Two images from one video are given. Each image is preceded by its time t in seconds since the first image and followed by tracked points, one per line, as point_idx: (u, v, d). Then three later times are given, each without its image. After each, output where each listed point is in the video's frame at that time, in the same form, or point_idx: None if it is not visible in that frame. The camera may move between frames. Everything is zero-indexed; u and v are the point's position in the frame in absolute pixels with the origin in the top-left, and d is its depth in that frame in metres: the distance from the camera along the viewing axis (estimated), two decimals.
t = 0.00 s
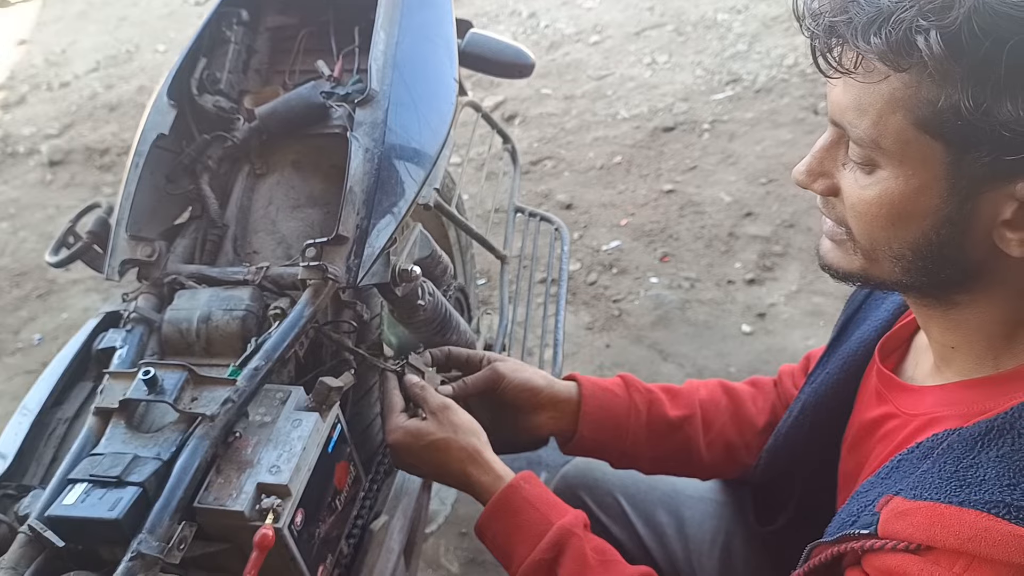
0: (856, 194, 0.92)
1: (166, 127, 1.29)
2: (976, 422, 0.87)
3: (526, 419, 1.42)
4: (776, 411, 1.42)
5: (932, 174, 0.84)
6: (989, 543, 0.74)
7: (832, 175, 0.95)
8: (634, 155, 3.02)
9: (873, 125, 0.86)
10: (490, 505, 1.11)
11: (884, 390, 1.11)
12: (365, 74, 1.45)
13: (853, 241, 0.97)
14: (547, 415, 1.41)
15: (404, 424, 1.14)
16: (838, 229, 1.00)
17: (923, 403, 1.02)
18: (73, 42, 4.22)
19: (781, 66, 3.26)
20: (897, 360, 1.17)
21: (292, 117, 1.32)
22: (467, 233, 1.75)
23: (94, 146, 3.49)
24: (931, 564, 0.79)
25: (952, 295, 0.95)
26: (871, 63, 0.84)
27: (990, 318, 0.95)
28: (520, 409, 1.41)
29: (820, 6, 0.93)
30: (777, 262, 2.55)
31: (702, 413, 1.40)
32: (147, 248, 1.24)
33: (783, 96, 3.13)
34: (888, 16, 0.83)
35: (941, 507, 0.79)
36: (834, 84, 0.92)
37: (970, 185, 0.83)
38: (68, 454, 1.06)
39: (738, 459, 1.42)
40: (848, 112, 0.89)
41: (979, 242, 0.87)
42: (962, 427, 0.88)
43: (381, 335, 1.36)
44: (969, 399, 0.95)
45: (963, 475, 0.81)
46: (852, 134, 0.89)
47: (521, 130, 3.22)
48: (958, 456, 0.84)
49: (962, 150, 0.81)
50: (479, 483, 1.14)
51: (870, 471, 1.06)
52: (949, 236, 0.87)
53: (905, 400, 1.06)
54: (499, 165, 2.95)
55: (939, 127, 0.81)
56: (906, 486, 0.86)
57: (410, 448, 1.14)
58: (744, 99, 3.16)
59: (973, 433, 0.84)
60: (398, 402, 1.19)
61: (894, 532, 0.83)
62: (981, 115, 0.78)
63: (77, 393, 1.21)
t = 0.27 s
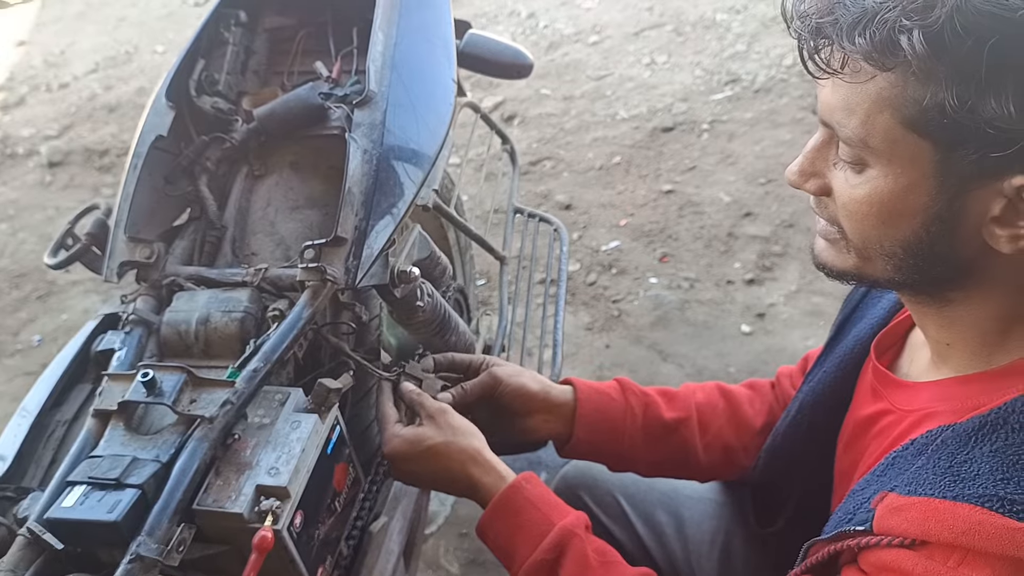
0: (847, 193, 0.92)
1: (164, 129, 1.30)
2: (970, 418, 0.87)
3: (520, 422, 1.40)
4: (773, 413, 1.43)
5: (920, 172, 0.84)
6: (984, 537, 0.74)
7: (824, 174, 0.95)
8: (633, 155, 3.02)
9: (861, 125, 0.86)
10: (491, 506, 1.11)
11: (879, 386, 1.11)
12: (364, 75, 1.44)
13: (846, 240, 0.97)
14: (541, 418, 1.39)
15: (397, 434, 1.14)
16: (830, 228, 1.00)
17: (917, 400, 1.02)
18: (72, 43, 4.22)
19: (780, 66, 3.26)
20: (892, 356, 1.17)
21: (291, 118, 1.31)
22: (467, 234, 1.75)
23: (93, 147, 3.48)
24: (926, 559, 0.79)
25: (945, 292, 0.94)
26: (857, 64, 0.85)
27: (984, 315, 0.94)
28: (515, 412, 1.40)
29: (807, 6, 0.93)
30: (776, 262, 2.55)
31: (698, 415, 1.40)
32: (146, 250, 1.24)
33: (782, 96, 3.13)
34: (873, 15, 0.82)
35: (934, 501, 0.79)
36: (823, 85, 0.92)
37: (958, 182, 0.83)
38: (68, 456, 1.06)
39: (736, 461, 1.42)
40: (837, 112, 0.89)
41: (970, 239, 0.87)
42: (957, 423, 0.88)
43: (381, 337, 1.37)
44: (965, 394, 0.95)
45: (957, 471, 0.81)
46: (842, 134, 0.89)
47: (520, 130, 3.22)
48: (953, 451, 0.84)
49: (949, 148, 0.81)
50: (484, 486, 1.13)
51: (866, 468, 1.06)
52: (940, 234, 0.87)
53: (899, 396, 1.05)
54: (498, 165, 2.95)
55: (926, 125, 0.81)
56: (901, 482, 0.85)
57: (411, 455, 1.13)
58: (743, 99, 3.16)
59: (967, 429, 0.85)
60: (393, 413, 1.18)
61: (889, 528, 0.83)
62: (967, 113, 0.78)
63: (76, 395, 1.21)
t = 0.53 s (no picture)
0: (850, 182, 0.91)
1: (167, 127, 1.29)
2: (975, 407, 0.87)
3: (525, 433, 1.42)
4: (776, 414, 1.43)
5: (922, 160, 0.84)
6: (990, 523, 0.74)
7: (827, 164, 0.95)
8: (635, 155, 3.01)
9: (862, 114, 0.86)
10: (479, 496, 1.11)
11: (883, 377, 1.10)
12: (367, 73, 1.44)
13: (847, 230, 0.96)
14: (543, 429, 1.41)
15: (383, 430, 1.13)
16: (831, 220, 0.99)
17: (920, 390, 1.01)
18: (73, 43, 4.21)
19: (782, 65, 3.25)
20: (897, 348, 1.17)
21: (292, 116, 1.32)
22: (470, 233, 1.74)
23: (94, 146, 3.48)
24: (932, 545, 0.78)
25: (947, 282, 0.94)
26: (859, 53, 0.84)
27: (987, 305, 0.93)
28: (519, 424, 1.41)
29: None
30: (779, 261, 2.55)
31: (701, 419, 1.40)
32: (148, 249, 1.24)
33: (784, 95, 3.13)
34: (873, 7, 0.83)
35: (939, 488, 0.79)
36: (826, 75, 0.91)
37: (960, 170, 0.83)
38: (71, 456, 1.05)
39: (741, 462, 1.41)
40: (839, 102, 0.88)
41: (972, 228, 0.87)
42: (962, 412, 0.88)
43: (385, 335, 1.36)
44: (966, 385, 0.94)
45: (963, 458, 0.80)
46: (843, 124, 0.89)
47: (522, 130, 3.22)
48: (958, 439, 0.83)
49: (951, 136, 0.81)
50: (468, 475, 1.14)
51: (870, 459, 1.05)
52: (941, 222, 0.87)
53: (903, 386, 1.05)
54: (500, 164, 2.94)
55: (927, 113, 0.81)
56: (906, 469, 0.85)
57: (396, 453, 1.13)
58: (745, 98, 3.15)
59: (973, 417, 0.84)
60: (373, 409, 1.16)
61: (894, 515, 0.82)
62: (967, 101, 0.78)
63: (79, 395, 1.20)
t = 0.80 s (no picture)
0: (835, 187, 0.91)
1: (164, 132, 1.29)
2: (962, 407, 0.87)
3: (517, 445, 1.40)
4: (767, 417, 1.45)
5: (904, 164, 0.84)
6: (976, 522, 0.74)
7: (813, 169, 0.95)
8: (634, 156, 3.02)
9: (845, 119, 0.86)
10: (468, 497, 1.11)
11: (872, 379, 1.10)
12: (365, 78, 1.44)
13: (834, 234, 0.97)
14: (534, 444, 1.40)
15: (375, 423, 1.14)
16: (818, 225, 0.99)
17: (909, 392, 1.01)
18: (72, 44, 4.21)
19: (780, 66, 3.26)
20: (886, 349, 1.17)
21: (291, 121, 1.31)
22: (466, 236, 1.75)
23: (94, 148, 3.48)
24: (918, 544, 0.79)
25: (933, 285, 0.94)
26: (840, 59, 0.85)
27: (974, 308, 0.93)
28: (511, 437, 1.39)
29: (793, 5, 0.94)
30: (777, 263, 2.55)
31: (694, 426, 1.41)
32: (146, 254, 1.24)
33: (783, 97, 3.13)
34: (853, 13, 0.84)
35: (926, 487, 0.79)
36: (810, 81, 0.92)
37: (942, 173, 0.83)
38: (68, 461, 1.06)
39: (734, 467, 1.43)
40: (823, 107, 0.89)
41: (956, 230, 0.87)
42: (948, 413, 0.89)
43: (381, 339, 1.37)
44: (956, 386, 0.95)
45: (950, 458, 0.81)
46: (827, 129, 0.89)
47: (521, 131, 3.22)
48: (945, 440, 0.84)
49: (932, 139, 0.82)
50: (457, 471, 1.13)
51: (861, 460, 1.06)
52: (925, 225, 0.87)
53: (893, 387, 1.05)
54: (499, 166, 2.95)
55: (908, 117, 0.82)
56: (894, 469, 0.85)
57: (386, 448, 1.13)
58: (744, 99, 3.16)
59: (960, 418, 0.85)
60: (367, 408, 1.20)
61: (881, 514, 0.82)
62: (945, 104, 0.79)
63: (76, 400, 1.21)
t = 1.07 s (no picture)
0: (815, 192, 0.90)
1: (151, 134, 1.29)
2: (948, 413, 0.86)
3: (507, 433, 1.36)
4: (760, 415, 1.41)
5: (882, 168, 0.83)
6: (960, 530, 0.73)
7: (793, 175, 0.94)
8: (630, 157, 3.01)
9: (822, 124, 0.85)
10: (449, 508, 1.09)
11: (861, 384, 1.09)
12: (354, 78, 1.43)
13: (816, 241, 0.96)
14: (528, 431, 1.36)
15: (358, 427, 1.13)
16: (801, 231, 0.98)
17: (897, 397, 1.00)
18: (69, 44, 4.20)
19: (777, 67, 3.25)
20: (876, 352, 1.15)
21: (279, 122, 1.30)
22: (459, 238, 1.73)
23: (89, 149, 3.47)
24: (901, 552, 0.77)
25: (917, 289, 0.92)
26: (814, 64, 0.84)
27: (960, 313, 0.92)
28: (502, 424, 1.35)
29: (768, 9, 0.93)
30: (773, 265, 2.54)
31: (687, 420, 1.38)
32: (132, 257, 1.22)
33: (779, 98, 3.12)
34: (825, 17, 0.83)
35: (910, 495, 0.78)
36: (788, 87, 0.91)
37: (920, 177, 0.82)
38: (51, 467, 1.04)
39: (726, 464, 1.39)
40: (800, 113, 0.88)
41: (936, 234, 0.85)
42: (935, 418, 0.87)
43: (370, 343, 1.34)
44: (946, 390, 0.93)
45: (934, 465, 0.79)
46: (805, 134, 0.88)
47: (517, 132, 3.21)
48: (930, 446, 0.82)
49: (909, 143, 0.80)
50: (438, 479, 1.11)
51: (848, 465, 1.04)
52: (905, 230, 0.86)
53: (881, 393, 1.03)
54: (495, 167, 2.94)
55: (883, 121, 0.81)
56: (878, 476, 0.84)
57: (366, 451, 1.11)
58: (740, 100, 3.15)
59: (945, 424, 0.83)
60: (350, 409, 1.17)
61: (865, 521, 0.81)
62: (920, 107, 0.78)
63: (61, 404, 1.19)
